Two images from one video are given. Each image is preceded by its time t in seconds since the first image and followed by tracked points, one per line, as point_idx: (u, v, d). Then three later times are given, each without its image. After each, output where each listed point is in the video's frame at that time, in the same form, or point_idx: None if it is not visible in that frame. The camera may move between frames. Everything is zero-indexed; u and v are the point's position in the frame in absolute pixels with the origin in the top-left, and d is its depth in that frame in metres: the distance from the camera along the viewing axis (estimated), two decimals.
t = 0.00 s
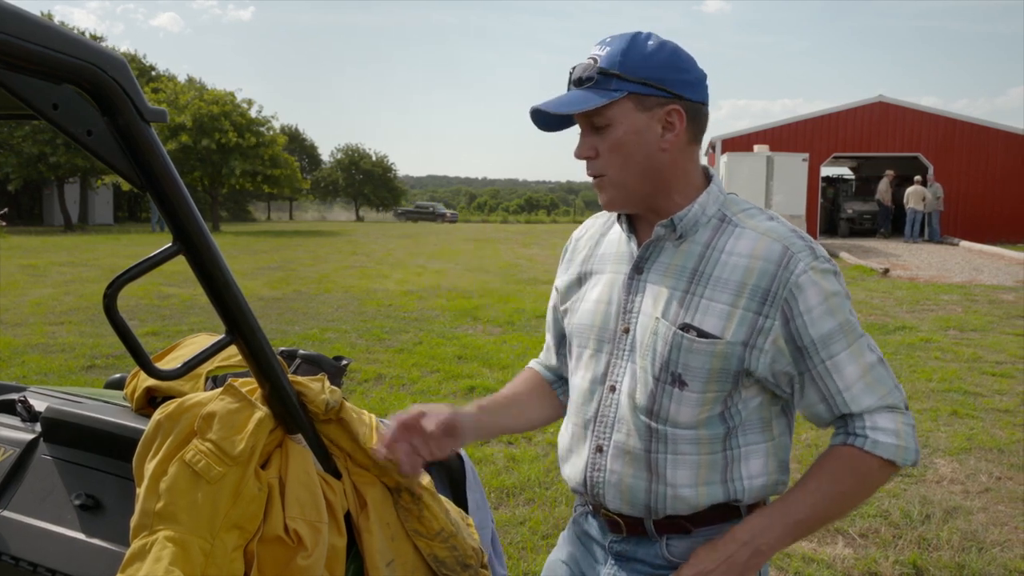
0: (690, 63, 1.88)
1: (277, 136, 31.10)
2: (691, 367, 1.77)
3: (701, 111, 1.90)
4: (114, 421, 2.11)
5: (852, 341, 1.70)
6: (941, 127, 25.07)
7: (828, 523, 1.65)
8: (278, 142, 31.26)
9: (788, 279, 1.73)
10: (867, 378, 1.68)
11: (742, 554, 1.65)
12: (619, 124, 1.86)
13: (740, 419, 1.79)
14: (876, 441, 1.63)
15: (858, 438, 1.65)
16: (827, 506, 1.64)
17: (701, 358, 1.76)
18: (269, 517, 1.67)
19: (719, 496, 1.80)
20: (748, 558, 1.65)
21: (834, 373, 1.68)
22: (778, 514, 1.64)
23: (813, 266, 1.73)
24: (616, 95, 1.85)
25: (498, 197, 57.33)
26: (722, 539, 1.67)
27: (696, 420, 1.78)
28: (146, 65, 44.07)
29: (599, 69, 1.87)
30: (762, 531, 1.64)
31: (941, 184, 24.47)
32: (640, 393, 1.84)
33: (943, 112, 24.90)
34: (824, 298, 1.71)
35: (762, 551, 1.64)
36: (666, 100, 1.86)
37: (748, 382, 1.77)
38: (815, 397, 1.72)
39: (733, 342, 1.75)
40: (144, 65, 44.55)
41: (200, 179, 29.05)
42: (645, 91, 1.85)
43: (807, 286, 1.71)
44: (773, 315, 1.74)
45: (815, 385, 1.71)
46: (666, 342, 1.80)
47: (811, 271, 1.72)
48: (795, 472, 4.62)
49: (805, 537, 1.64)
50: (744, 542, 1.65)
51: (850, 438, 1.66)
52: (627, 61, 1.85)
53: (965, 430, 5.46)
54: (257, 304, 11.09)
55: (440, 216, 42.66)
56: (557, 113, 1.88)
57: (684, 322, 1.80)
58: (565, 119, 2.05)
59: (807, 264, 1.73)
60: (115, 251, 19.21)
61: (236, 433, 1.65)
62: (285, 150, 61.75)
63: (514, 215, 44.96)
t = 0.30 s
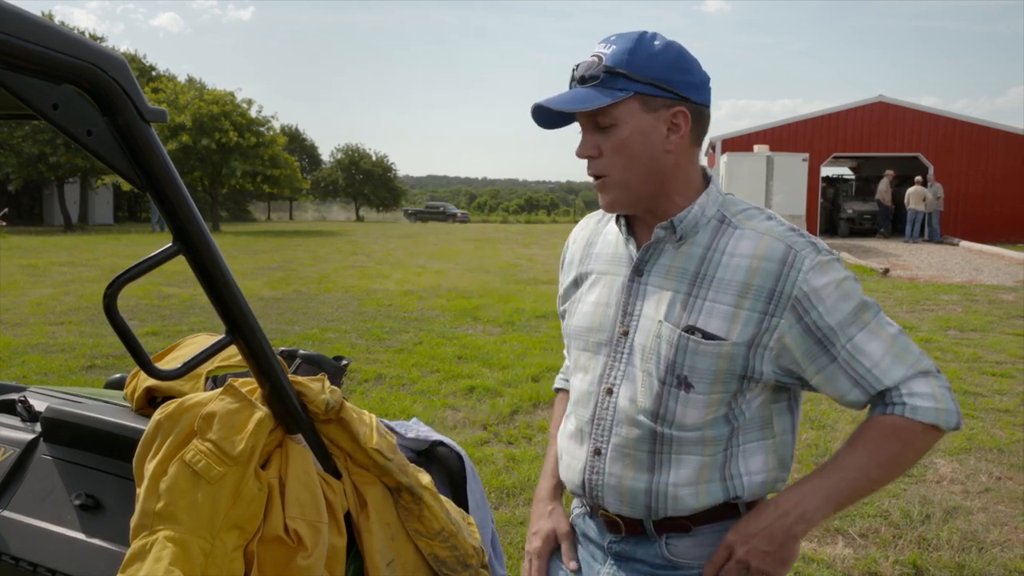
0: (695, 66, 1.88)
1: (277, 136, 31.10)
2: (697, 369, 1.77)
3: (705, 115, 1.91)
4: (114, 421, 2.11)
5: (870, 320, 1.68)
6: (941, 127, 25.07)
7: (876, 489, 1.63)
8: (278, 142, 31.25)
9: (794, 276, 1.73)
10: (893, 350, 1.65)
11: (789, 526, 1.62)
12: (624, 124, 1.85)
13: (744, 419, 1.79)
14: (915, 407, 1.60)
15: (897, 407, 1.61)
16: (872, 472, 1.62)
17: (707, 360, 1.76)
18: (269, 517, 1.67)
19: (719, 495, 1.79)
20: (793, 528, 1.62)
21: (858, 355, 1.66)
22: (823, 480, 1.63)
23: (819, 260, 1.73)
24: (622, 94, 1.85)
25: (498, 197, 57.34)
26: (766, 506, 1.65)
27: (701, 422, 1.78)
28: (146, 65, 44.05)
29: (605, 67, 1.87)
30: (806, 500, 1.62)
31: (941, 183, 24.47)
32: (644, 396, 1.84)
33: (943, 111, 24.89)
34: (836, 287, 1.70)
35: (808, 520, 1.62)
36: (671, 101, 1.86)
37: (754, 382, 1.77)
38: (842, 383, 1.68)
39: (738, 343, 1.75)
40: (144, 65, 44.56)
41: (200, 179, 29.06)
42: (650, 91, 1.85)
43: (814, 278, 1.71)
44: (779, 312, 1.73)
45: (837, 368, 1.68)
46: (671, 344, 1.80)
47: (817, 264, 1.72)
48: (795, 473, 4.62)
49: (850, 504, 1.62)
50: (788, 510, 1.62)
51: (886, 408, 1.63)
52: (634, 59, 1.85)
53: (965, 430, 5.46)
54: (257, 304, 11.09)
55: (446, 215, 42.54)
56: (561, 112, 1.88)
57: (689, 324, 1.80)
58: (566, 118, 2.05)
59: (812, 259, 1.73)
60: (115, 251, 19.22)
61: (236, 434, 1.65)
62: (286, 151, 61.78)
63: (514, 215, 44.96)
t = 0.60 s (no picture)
0: (689, 66, 1.89)
1: (277, 136, 31.10)
2: (696, 368, 1.77)
3: (700, 115, 1.92)
4: (115, 421, 2.11)
5: (871, 302, 1.68)
6: (941, 127, 25.07)
7: (890, 468, 1.63)
8: (278, 142, 31.25)
9: (790, 269, 1.73)
10: (899, 329, 1.64)
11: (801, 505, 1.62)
12: (620, 123, 1.85)
13: (745, 415, 1.78)
14: (926, 383, 1.59)
15: (908, 384, 1.61)
16: (884, 450, 1.61)
17: (706, 358, 1.77)
18: (269, 517, 1.67)
19: (716, 492, 1.80)
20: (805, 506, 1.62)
21: (864, 337, 1.66)
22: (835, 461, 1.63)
23: (814, 250, 1.73)
24: (618, 94, 1.85)
25: (498, 197, 57.35)
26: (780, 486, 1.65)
27: (702, 420, 1.78)
28: (145, 65, 44.03)
29: (601, 67, 1.87)
30: (819, 479, 1.62)
31: (941, 184, 24.47)
32: (644, 398, 1.84)
33: (943, 111, 24.89)
34: (834, 273, 1.70)
35: (819, 499, 1.61)
36: (667, 102, 1.86)
37: (755, 378, 1.77)
38: (849, 366, 1.68)
39: (735, 340, 1.75)
40: (144, 65, 44.57)
41: (200, 179, 29.07)
42: (647, 91, 1.85)
43: (811, 268, 1.71)
44: (776, 306, 1.73)
45: (841, 353, 1.68)
46: (669, 343, 1.80)
47: (812, 255, 1.72)
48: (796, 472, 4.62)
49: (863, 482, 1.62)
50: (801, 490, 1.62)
51: (897, 384, 1.63)
52: (628, 60, 1.85)
53: (965, 430, 5.46)
54: (257, 304, 11.09)
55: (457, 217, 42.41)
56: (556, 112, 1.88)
57: (686, 323, 1.81)
58: (560, 118, 2.05)
59: (807, 250, 1.73)
60: (115, 251, 19.21)
61: (236, 433, 1.65)
62: (285, 150, 61.79)
63: (514, 215, 44.97)
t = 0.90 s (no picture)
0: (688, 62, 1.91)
1: (277, 136, 31.10)
2: (691, 361, 1.77)
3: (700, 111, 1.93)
4: (115, 421, 2.11)
5: (866, 290, 1.66)
6: (941, 127, 25.07)
7: (885, 464, 1.64)
8: (278, 142, 31.25)
9: (780, 258, 1.73)
10: (892, 319, 1.62)
11: (790, 502, 1.66)
12: (626, 123, 1.85)
13: (741, 408, 1.78)
14: (918, 378, 1.58)
15: (900, 379, 1.60)
16: (879, 446, 1.62)
17: (701, 352, 1.76)
18: (269, 517, 1.67)
19: (711, 484, 1.79)
20: (794, 503, 1.66)
21: (855, 327, 1.65)
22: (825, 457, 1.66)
23: (806, 237, 1.72)
24: (622, 94, 1.84)
25: (498, 197, 57.37)
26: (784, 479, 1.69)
27: (699, 413, 1.78)
28: (145, 65, 44.04)
29: (602, 69, 1.86)
30: (810, 477, 1.65)
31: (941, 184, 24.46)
32: (641, 392, 1.84)
33: (943, 111, 24.89)
34: (827, 262, 1.68)
35: (810, 496, 1.65)
36: (670, 98, 1.87)
37: (752, 369, 1.76)
38: (843, 357, 1.67)
39: (729, 332, 1.75)
40: (144, 65, 44.56)
41: (200, 179, 29.08)
42: (651, 89, 1.85)
43: (803, 257, 1.70)
44: (769, 297, 1.73)
45: (836, 343, 1.67)
46: (664, 338, 1.80)
47: (804, 243, 1.72)
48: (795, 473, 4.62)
49: (857, 478, 1.64)
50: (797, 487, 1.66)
51: (891, 379, 1.62)
52: (630, 60, 1.86)
53: (964, 430, 5.46)
54: (257, 304, 11.09)
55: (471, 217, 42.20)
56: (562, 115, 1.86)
57: (682, 317, 1.80)
58: (558, 121, 2.04)
59: (799, 238, 1.73)
60: (115, 251, 19.21)
61: (236, 433, 1.65)
62: (285, 150, 61.78)
63: (514, 215, 44.97)
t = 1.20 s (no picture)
0: (684, 67, 1.90)
1: (277, 136, 31.11)
2: (685, 366, 1.77)
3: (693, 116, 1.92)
4: (114, 421, 2.11)
5: (859, 303, 1.66)
6: (941, 127, 25.07)
7: (872, 480, 1.64)
8: (278, 142, 31.26)
9: (775, 264, 1.72)
10: (883, 333, 1.63)
11: (773, 513, 1.67)
12: (616, 124, 1.85)
13: (737, 412, 1.78)
14: (905, 395, 1.59)
15: (887, 395, 1.61)
16: (864, 461, 1.63)
17: (695, 356, 1.76)
18: (269, 517, 1.67)
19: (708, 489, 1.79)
20: (777, 514, 1.66)
21: (846, 339, 1.64)
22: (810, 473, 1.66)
23: (801, 243, 1.72)
24: (613, 95, 1.85)
25: (498, 197, 57.41)
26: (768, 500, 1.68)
27: (694, 418, 1.78)
28: (145, 65, 44.05)
29: (595, 68, 1.87)
30: (794, 490, 1.66)
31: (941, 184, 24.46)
32: (636, 397, 1.84)
33: (943, 111, 24.90)
34: (820, 270, 1.68)
35: (793, 509, 1.66)
36: (662, 102, 1.86)
37: (746, 375, 1.76)
38: (833, 366, 1.67)
39: (724, 336, 1.75)
40: (144, 65, 44.59)
41: (200, 179, 29.09)
42: (642, 92, 1.85)
43: (797, 264, 1.70)
44: (763, 302, 1.73)
45: (826, 352, 1.67)
46: (659, 343, 1.80)
47: (799, 249, 1.71)
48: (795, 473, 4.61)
49: (845, 494, 1.65)
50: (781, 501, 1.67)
51: (878, 394, 1.63)
52: (623, 60, 1.85)
53: (965, 430, 5.46)
54: (257, 304, 11.10)
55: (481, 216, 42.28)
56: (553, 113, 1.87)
57: (676, 322, 1.80)
58: (552, 120, 2.05)
59: (794, 244, 1.72)
60: (115, 251, 19.20)
61: (236, 433, 1.65)
62: (285, 150, 61.82)
63: (515, 216, 44.99)
